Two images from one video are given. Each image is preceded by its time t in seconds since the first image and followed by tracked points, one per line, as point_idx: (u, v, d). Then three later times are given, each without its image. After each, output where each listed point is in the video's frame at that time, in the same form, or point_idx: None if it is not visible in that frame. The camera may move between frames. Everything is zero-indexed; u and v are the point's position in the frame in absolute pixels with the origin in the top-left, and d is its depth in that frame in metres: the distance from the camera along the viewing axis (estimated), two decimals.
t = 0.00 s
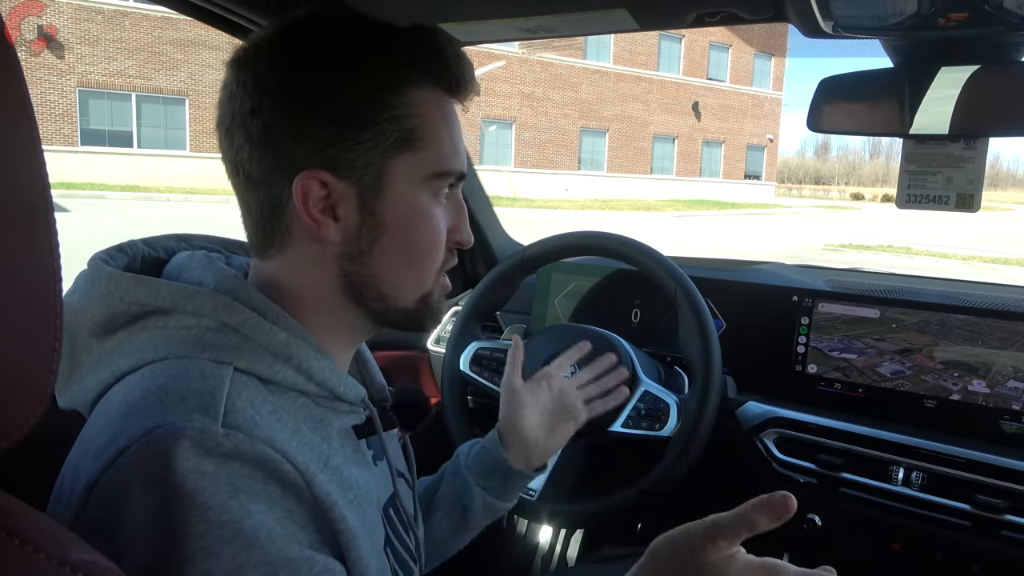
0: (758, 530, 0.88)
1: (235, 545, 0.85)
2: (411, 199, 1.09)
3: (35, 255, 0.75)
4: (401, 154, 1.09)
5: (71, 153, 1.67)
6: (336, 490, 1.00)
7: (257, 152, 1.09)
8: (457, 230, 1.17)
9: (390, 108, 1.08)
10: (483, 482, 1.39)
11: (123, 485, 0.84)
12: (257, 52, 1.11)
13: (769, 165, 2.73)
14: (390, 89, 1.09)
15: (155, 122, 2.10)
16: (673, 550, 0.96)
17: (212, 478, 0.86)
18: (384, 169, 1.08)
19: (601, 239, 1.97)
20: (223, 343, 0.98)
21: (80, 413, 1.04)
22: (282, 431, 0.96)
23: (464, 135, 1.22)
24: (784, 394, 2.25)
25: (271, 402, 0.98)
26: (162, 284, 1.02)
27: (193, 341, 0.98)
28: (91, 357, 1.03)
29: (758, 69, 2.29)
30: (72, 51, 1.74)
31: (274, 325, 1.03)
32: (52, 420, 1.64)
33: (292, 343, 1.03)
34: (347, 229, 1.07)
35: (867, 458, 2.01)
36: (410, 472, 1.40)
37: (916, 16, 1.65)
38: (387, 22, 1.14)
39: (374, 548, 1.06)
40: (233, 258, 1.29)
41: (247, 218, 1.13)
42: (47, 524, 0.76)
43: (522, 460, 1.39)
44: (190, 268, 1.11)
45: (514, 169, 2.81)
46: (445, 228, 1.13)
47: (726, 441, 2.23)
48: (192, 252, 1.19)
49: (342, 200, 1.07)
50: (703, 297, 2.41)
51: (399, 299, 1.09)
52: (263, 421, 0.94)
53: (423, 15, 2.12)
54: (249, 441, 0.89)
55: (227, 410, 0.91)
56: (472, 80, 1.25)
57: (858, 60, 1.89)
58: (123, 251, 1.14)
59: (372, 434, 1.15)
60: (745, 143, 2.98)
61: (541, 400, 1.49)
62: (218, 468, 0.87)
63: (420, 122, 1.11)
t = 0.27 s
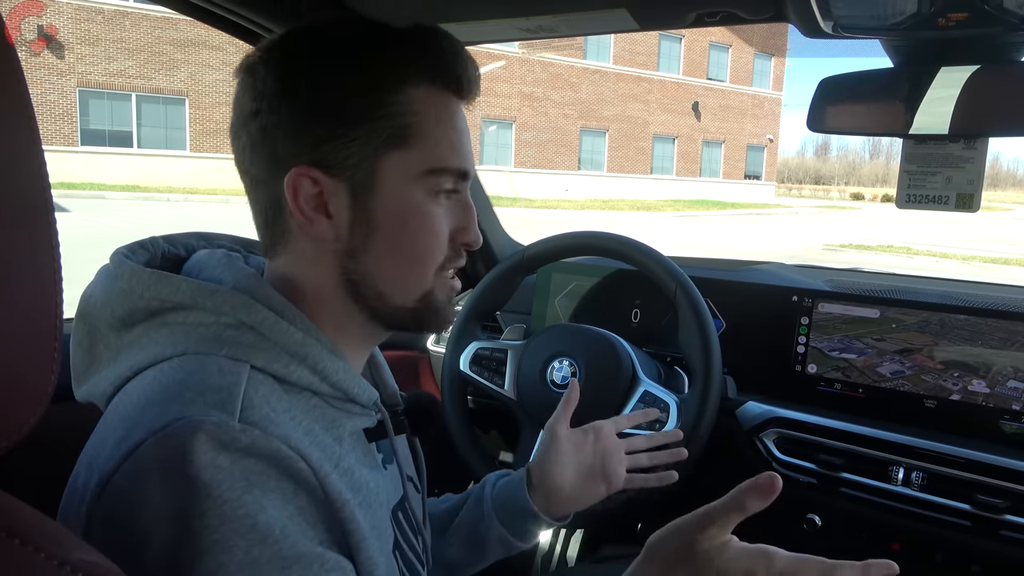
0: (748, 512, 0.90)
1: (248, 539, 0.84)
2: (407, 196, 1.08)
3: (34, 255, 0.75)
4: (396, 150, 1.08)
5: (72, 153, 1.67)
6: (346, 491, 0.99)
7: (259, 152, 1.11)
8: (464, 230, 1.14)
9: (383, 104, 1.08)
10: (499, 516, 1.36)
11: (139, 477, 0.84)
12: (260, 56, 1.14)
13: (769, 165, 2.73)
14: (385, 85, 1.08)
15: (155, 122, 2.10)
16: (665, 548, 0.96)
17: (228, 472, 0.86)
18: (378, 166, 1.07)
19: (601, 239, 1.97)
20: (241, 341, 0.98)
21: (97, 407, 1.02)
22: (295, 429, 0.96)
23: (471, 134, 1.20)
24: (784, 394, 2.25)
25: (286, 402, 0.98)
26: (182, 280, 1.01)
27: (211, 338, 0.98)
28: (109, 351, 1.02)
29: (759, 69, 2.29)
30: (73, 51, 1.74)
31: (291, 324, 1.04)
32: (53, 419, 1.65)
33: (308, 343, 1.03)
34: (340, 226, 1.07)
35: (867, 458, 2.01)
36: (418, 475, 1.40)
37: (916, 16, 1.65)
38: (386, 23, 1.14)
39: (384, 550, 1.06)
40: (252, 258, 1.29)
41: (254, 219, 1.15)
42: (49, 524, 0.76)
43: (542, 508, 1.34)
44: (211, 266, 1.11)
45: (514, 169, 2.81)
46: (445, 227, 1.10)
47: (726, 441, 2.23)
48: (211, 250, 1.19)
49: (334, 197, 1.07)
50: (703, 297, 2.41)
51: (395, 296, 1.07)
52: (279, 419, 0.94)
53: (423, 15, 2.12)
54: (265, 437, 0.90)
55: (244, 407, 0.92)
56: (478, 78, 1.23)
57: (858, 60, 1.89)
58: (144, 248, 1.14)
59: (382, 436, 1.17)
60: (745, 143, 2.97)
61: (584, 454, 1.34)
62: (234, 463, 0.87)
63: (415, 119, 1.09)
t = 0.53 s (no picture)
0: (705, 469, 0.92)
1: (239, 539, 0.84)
2: (312, 180, 1.07)
3: (35, 255, 0.75)
4: (295, 138, 1.08)
5: (71, 153, 1.67)
6: (342, 493, 0.99)
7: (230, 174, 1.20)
8: (397, 206, 1.09)
9: (281, 97, 1.09)
10: (513, 500, 1.37)
11: (132, 476, 0.84)
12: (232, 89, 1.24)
13: (768, 166, 2.73)
14: (284, 77, 1.10)
15: (156, 122, 2.08)
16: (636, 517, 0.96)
17: (219, 471, 0.85)
18: (284, 159, 1.08)
19: (601, 239, 1.97)
20: (239, 342, 0.99)
21: (100, 401, 1.03)
22: (290, 430, 0.96)
23: (406, 105, 1.15)
24: (784, 394, 2.25)
25: (282, 403, 0.98)
26: (185, 279, 1.01)
27: (209, 337, 0.98)
28: (112, 347, 1.03)
29: (758, 69, 2.28)
30: (72, 51, 1.74)
31: (289, 326, 1.04)
32: (53, 420, 1.65)
33: (306, 345, 1.04)
34: (269, 226, 1.09)
35: (867, 458, 2.01)
36: (424, 477, 1.41)
37: (916, 16, 1.64)
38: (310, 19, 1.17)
39: (380, 554, 1.06)
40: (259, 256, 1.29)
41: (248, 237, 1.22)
42: (47, 524, 0.76)
43: (553, 489, 1.34)
44: (215, 265, 1.12)
45: (514, 169, 2.81)
46: (365, 204, 1.07)
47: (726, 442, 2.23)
48: (217, 249, 1.19)
49: (260, 199, 1.10)
50: (703, 297, 2.41)
51: (318, 283, 1.05)
52: (273, 420, 0.94)
53: (423, 15, 2.12)
54: (258, 437, 0.89)
55: (238, 407, 0.92)
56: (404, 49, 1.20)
57: (859, 60, 1.88)
58: (151, 244, 1.14)
59: (384, 439, 1.18)
60: (745, 143, 2.98)
61: (592, 433, 1.31)
62: (226, 463, 0.86)
63: (315, 102, 1.09)
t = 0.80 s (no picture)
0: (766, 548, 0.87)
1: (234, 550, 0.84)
2: (283, 187, 1.06)
3: (35, 255, 0.75)
4: (267, 145, 1.07)
5: (71, 153, 1.67)
6: (334, 498, 1.00)
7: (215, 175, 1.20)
8: (371, 210, 1.08)
9: (252, 103, 1.08)
10: (517, 492, 1.36)
11: (118, 488, 0.82)
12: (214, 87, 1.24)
13: (768, 166, 2.73)
14: (255, 83, 1.09)
15: (156, 123, 2.02)
16: (673, 560, 0.96)
17: (208, 482, 0.85)
18: (257, 166, 1.08)
19: (601, 239, 1.97)
20: (231, 347, 0.98)
21: (93, 405, 1.03)
22: (281, 437, 0.95)
23: (379, 103, 1.12)
24: (784, 395, 2.25)
25: (273, 409, 0.97)
26: (174, 283, 1.00)
27: (199, 344, 0.97)
28: (104, 351, 1.02)
29: (758, 69, 2.28)
30: (72, 51, 1.74)
31: (281, 331, 1.04)
32: (52, 420, 1.64)
33: (298, 350, 1.04)
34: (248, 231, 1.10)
35: (867, 458, 2.01)
36: (421, 475, 1.41)
37: (916, 16, 1.64)
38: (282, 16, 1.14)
39: (376, 555, 1.07)
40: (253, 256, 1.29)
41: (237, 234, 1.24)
42: (47, 524, 0.76)
43: (559, 479, 1.33)
44: (207, 267, 1.12)
45: (513, 169, 2.81)
46: (338, 210, 1.06)
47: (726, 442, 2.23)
48: (210, 249, 1.19)
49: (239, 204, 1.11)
50: (703, 297, 2.41)
51: (294, 291, 1.06)
52: (263, 428, 0.93)
53: (423, 15, 2.12)
54: (246, 448, 0.88)
55: (227, 416, 0.91)
56: (378, 42, 1.16)
57: (858, 60, 1.87)
58: (144, 246, 1.13)
59: (379, 441, 1.18)
60: (745, 143, 2.98)
61: (598, 424, 1.33)
62: (215, 473, 0.85)
63: (285, 107, 1.07)
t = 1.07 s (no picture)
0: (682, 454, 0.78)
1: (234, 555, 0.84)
2: (284, 184, 1.07)
3: (35, 255, 0.75)
4: (271, 142, 1.08)
5: (71, 153, 1.67)
6: (333, 503, 1.00)
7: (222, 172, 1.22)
8: (370, 213, 1.08)
9: (259, 100, 1.10)
10: (512, 509, 1.37)
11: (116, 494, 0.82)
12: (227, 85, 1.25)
13: (769, 166, 2.73)
14: (264, 80, 1.10)
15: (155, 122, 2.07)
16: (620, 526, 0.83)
17: (207, 488, 0.84)
18: (260, 162, 1.09)
19: (601, 239, 1.97)
20: (229, 351, 0.98)
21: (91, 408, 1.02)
22: (280, 443, 0.95)
23: (386, 106, 1.13)
24: (784, 395, 2.25)
25: (271, 413, 0.97)
26: (172, 285, 1.00)
27: (197, 347, 0.97)
28: (103, 353, 1.02)
29: (758, 69, 2.28)
30: (72, 51, 1.74)
31: (279, 334, 1.04)
32: (53, 420, 1.65)
33: (297, 353, 1.04)
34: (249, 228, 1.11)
35: (868, 458, 2.01)
36: (421, 476, 1.41)
37: (916, 16, 1.64)
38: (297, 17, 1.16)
39: (376, 559, 1.07)
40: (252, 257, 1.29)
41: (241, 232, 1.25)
42: (47, 524, 0.76)
43: (554, 507, 1.34)
44: (206, 268, 1.11)
45: (513, 169, 2.81)
46: (337, 212, 1.06)
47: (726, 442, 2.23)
48: (210, 250, 1.19)
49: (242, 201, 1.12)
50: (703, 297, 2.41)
51: (290, 290, 1.06)
52: (262, 433, 0.93)
53: (423, 15, 2.12)
54: (245, 455, 0.88)
55: (226, 421, 0.91)
56: (391, 47, 1.17)
57: (859, 60, 1.87)
58: (141, 248, 1.13)
59: (379, 443, 1.18)
60: (745, 143, 2.98)
61: (596, 454, 1.25)
62: (213, 479, 0.85)
63: (290, 106, 1.08)
